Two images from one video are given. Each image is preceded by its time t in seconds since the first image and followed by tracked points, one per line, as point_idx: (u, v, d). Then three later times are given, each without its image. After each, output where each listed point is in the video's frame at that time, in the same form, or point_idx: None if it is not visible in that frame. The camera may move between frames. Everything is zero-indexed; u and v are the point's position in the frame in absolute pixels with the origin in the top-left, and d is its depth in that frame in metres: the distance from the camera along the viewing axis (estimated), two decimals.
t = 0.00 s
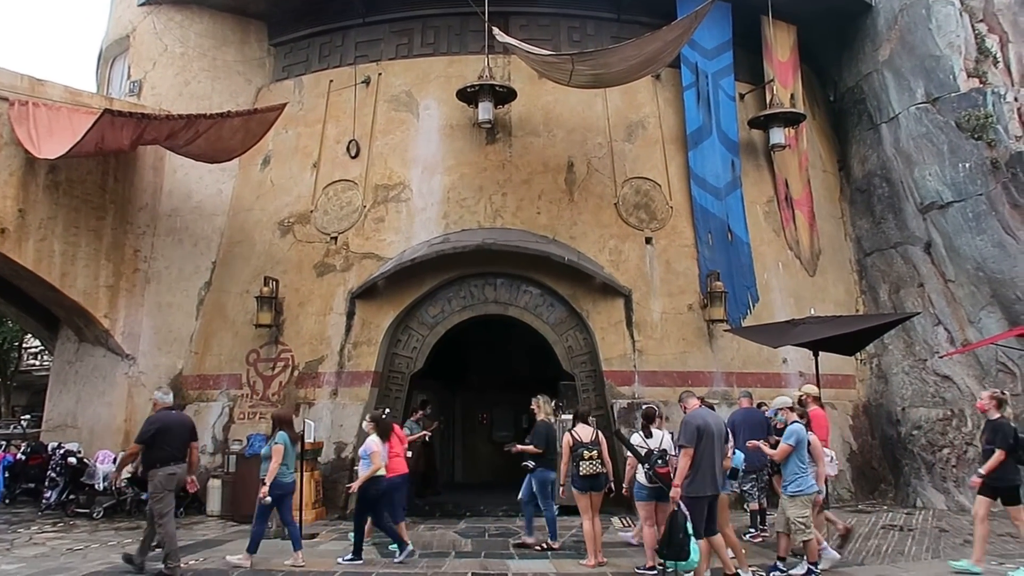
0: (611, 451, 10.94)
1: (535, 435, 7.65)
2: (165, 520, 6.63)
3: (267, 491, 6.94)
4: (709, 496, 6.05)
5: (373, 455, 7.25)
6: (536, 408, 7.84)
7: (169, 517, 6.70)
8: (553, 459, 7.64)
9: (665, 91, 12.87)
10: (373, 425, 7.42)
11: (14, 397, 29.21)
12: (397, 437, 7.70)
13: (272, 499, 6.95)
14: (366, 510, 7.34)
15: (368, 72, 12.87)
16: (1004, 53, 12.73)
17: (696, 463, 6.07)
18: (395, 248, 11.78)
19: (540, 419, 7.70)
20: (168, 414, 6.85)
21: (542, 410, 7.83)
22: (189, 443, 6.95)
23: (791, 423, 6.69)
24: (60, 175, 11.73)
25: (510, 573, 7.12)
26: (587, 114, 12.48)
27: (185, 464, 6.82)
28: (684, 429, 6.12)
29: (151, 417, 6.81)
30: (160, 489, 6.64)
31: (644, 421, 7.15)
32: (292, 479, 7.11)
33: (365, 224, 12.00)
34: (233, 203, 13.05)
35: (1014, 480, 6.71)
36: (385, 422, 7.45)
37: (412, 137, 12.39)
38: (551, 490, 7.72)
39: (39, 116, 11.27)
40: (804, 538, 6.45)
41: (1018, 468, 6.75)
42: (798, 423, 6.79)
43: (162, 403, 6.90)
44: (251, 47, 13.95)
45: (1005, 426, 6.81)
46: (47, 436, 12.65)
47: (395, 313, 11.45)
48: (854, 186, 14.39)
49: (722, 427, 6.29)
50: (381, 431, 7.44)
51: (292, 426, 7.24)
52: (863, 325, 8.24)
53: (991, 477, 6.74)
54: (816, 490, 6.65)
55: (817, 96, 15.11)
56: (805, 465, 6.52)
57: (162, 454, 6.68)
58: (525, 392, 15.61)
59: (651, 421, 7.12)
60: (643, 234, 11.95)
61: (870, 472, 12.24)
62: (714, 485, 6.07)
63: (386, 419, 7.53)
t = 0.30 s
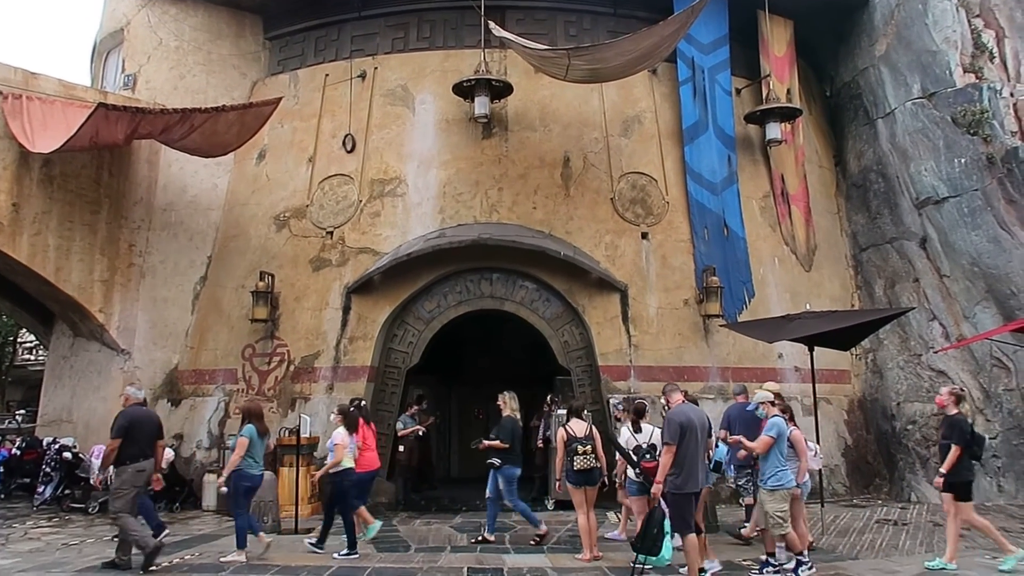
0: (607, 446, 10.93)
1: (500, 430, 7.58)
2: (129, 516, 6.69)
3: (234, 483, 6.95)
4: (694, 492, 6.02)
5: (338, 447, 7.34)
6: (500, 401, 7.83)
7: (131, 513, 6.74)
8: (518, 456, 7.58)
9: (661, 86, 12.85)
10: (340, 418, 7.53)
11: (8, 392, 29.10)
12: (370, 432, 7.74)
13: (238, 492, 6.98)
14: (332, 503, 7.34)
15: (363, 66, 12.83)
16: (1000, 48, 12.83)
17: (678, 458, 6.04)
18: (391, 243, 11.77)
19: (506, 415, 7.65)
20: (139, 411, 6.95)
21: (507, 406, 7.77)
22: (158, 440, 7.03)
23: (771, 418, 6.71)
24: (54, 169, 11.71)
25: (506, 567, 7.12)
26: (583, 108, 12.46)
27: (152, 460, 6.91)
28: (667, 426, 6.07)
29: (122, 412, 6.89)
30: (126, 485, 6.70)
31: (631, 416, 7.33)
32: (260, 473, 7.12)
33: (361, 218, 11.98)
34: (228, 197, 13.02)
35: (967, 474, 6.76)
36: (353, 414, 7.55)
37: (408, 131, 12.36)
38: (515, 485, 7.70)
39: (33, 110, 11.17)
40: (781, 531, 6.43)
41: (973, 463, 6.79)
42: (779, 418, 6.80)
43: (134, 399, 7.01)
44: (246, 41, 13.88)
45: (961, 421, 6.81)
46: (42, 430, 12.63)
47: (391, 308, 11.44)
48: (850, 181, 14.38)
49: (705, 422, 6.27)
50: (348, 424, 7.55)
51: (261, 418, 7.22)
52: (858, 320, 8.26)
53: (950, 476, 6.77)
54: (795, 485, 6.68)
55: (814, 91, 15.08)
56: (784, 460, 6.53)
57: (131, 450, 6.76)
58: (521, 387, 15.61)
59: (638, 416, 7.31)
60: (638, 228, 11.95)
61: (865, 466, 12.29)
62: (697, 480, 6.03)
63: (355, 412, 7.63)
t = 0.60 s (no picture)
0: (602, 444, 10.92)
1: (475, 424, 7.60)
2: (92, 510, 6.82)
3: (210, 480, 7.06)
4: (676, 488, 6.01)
5: (308, 444, 7.42)
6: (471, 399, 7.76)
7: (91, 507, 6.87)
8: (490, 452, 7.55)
9: (658, 84, 12.84)
10: (310, 415, 7.55)
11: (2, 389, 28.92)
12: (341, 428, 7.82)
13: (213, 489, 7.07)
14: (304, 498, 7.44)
15: (359, 63, 12.80)
16: (996, 46, 13.00)
17: (658, 456, 6.07)
18: (387, 240, 11.76)
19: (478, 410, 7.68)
20: (109, 407, 7.09)
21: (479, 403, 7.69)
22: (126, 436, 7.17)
23: (752, 415, 6.78)
24: (49, 165, 11.67)
25: (501, 565, 7.12)
26: (579, 106, 12.45)
27: (120, 456, 7.06)
28: (647, 424, 6.11)
29: (93, 408, 7.03)
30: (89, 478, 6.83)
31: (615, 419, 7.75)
32: (236, 470, 7.21)
33: (357, 216, 11.97)
34: (223, 194, 12.98)
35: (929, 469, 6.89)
36: (321, 410, 7.57)
37: (404, 128, 12.34)
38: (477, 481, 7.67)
39: (28, 106, 10.98)
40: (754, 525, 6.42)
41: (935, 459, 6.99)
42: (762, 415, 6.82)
43: (103, 396, 7.16)
44: (242, 37, 13.84)
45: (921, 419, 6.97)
46: (37, 428, 12.59)
47: (386, 305, 11.43)
48: (845, 179, 14.39)
49: (686, 420, 6.30)
50: (317, 419, 7.57)
51: (234, 416, 7.27)
52: (853, 318, 8.29)
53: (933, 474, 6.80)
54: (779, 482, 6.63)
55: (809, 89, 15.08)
56: (767, 457, 6.54)
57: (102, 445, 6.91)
58: (517, 385, 15.61)
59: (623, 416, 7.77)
60: (634, 226, 11.95)
61: (859, 464, 12.32)
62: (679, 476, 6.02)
63: (324, 407, 7.64)
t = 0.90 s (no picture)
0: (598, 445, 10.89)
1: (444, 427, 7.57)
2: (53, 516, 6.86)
3: (183, 482, 7.19)
4: (655, 487, 6.10)
5: (280, 446, 7.43)
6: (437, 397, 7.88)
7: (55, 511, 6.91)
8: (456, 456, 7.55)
9: (652, 85, 12.86)
10: (281, 417, 7.54)
11: None
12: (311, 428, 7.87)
13: (184, 490, 7.19)
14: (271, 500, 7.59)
15: (354, 64, 12.80)
16: (988, 48, 13.04)
17: (638, 456, 6.15)
18: (382, 241, 11.76)
19: (446, 413, 7.67)
20: (71, 412, 7.09)
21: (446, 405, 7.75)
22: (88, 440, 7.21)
23: (731, 416, 6.71)
24: (43, 167, 11.65)
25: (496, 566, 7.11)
26: (574, 108, 12.46)
27: (81, 461, 7.07)
28: (626, 424, 6.22)
29: (53, 413, 7.05)
30: (51, 484, 6.88)
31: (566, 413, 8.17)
32: (208, 470, 7.38)
33: (352, 216, 11.96)
34: (218, 196, 12.96)
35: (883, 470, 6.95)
36: (290, 411, 7.59)
37: (399, 130, 12.34)
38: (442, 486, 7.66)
39: (21, 108, 10.88)
40: (734, 530, 6.44)
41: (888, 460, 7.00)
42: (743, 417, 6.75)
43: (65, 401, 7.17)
44: (236, 39, 13.83)
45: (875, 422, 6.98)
46: (31, 430, 12.54)
47: (382, 306, 11.43)
48: (840, 180, 14.43)
49: (668, 420, 6.33)
50: (286, 421, 7.58)
51: (211, 417, 7.41)
52: (846, 318, 8.32)
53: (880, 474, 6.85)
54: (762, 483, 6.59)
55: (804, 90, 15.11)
56: (746, 459, 6.50)
57: (61, 451, 6.94)
58: (513, 385, 15.62)
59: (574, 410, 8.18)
60: (629, 227, 11.96)
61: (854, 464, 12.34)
62: (659, 476, 6.10)
63: (294, 409, 7.64)
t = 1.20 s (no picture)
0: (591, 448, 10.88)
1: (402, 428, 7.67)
2: (30, 516, 6.84)
3: (155, 485, 7.15)
4: (631, 490, 6.14)
5: (242, 448, 7.55)
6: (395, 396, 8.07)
7: (35, 512, 6.88)
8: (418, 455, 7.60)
9: (646, 87, 12.88)
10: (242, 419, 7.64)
11: None
12: (276, 432, 8.05)
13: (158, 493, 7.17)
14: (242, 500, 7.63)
15: (349, 66, 12.79)
16: (981, 51, 13.18)
17: (615, 459, 6.21)
18: (376, 243, 11.74)
19: (407, 413, 7.76)
20: (37, 415, 7.13)
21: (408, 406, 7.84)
22: (57, 441, 7.21)
23: (712, 419, 6.77)
24: (35, 168, 11.61)
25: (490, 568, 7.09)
26: (569, 110, 12.47)
27: (50, 461, 7.11)
28: (601, 427, 6.31)
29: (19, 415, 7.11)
30: (24, 486, 6.87)
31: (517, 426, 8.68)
32: (181, 474, 7.33)
33: (346, 218, 11.94)
34: (212, 197, 12.93)
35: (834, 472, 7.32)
36: (252, 414, 7.68)
37: (394, 131, 12.32)
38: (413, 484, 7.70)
39: (14, 108, 10.74)
40: (718, 533, 6.45)
41: (836, 461, 7.34)
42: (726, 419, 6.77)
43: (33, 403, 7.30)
44: (230, 40, 13.80)
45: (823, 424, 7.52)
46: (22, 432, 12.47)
47: (375, 308, 11.41)
48: (833, 183, 14.46)
49: (646, 421, 6.34)
50: (248, 423, 7.66)
51: (183, 420, 7.39)
52: (839, 320, 8.36)
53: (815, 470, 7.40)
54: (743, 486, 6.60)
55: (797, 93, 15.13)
56: (726, 461, 6.53)
57: (27, 452, 6.96)
58: (509, 388, 15.59)
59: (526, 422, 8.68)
60: (623, 230, 11.98)
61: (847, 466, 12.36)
62: (634, 478, 6.14)
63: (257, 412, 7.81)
